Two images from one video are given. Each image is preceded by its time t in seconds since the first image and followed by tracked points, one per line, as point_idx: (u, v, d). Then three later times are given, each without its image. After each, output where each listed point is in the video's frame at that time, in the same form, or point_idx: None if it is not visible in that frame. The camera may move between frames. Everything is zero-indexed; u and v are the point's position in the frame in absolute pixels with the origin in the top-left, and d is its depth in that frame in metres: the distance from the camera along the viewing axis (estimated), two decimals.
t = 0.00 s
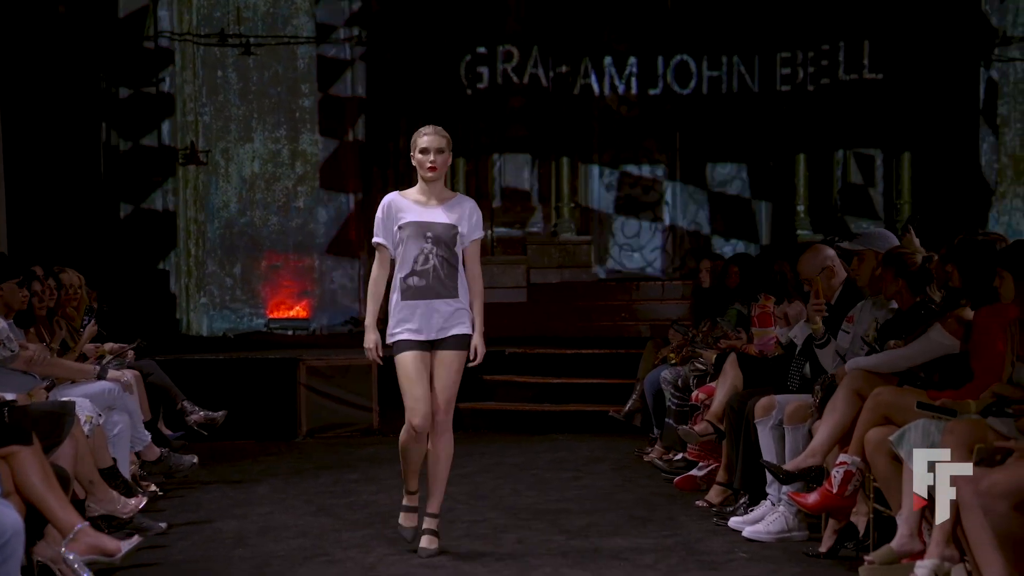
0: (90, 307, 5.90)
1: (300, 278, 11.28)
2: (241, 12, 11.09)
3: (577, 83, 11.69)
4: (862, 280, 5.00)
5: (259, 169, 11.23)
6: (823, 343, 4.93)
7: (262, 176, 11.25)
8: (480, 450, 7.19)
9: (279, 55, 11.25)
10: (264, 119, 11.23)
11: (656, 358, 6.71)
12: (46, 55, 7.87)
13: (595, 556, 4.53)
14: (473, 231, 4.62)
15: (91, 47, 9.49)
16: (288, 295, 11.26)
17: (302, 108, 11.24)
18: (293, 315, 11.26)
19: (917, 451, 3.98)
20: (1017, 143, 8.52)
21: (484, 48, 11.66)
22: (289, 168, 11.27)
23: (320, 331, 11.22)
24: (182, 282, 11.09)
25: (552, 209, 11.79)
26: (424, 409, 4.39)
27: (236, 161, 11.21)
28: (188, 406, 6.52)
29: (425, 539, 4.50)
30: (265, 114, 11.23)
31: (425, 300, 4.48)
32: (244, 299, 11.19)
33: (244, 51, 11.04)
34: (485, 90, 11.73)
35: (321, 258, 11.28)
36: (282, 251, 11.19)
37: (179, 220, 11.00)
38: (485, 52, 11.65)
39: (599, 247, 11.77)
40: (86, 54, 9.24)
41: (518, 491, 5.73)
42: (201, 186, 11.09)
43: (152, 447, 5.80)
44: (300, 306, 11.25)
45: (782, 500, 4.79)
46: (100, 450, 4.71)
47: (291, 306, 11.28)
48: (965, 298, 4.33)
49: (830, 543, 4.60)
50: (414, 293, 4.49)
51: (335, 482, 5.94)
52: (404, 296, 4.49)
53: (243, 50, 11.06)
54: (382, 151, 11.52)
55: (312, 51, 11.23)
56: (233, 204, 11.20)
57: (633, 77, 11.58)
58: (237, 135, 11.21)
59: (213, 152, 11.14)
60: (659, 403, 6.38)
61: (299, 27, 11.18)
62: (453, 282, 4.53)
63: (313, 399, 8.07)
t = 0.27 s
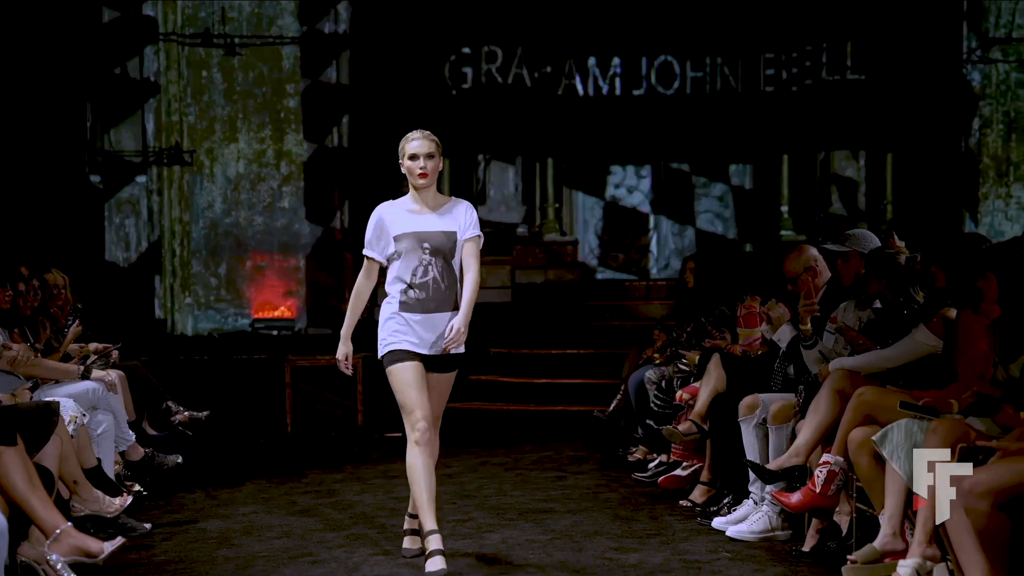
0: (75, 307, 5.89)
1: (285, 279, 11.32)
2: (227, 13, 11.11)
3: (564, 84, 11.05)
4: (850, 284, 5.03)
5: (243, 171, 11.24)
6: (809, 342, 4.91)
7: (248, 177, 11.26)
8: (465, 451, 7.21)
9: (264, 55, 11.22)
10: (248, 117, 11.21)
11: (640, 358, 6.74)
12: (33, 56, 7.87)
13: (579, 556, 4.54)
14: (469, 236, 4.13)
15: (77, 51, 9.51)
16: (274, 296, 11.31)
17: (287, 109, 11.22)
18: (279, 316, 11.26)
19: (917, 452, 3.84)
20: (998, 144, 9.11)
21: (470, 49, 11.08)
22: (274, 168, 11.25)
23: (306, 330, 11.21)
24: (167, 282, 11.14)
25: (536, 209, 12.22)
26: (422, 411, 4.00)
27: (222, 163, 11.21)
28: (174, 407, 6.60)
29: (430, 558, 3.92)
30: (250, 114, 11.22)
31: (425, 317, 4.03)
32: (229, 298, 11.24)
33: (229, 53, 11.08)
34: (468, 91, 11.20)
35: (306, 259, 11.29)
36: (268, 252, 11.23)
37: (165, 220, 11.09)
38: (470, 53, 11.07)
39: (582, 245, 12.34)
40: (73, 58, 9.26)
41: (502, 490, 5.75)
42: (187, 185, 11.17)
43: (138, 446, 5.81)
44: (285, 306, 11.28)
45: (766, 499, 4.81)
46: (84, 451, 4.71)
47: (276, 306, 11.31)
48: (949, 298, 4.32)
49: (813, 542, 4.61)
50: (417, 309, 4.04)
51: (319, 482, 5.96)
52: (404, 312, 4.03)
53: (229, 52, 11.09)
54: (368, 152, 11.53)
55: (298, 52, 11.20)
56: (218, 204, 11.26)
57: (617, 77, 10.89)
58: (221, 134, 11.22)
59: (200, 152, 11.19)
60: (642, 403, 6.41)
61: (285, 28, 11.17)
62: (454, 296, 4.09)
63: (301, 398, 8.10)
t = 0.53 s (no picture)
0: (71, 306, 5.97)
1: (278, 279, 11.62)
2: (220, 17, 11.41)
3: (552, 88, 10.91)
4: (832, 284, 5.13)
5: (238, 171, 11.53)
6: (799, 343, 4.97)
7: (241, 179, 11.55)
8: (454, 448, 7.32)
9: (257, 59, 11.60)
10: (242, 121, 11.54)
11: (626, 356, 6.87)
12: (29, 58, 7.95)
13: (566, 550, 4.64)
14: (475, 224, 3.88)
15: (77, 54, 9.61)
16: (267, 296, 11.59)
17: (281, 111, 11.62)
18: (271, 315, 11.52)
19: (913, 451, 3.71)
20: (977, 147, 9.91)
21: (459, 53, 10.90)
22: (267, 169, 11.63)
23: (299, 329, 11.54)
24: (164, 283, 11.26)
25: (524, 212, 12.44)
26: (421, 414, 3.78)
27: (216, 164, 11.47)
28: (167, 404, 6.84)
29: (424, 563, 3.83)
30: (243, 117, 11.55)
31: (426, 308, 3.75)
32: (224, 298, 11.50)
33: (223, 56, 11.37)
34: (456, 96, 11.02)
35: (298, 259, 11.64)
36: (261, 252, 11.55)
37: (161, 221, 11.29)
38: (460, 57, 10.90)
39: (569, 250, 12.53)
40: (70, 61, 9.34)
41: (491, 486, 5.84)
42: (181, 187, 11.37)
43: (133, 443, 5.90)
44: (278, 306, 11.57)
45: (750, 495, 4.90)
46: (80, 448, 4.79)
47: (269, 306, 11.58)
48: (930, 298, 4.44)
49: (796, 538, 4.70)
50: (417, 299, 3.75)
51: (311, 478, 6.06)
52: (402, 302, 3.75)
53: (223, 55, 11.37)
54: (361, 154, 11.75)
55: (290, 55, 11.60)
56: (212, 205, 11.49)
57: (605, 81, 10.74)
58: (215, 137, 11.47)
59: (194, 154, 11.41)
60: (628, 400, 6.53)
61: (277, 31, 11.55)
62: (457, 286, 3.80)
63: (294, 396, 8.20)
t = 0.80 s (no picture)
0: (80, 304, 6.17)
1: (279, 280, 11.87)
2: (224, 27, 11.81)
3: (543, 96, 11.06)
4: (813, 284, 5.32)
5: (240, 176, 11.90)
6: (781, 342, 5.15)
7: (244, 184, 11.90)
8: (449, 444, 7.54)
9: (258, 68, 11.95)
10: (243, 126, 11.91)
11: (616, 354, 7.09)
12: (39, 64, 8.16)
13: (556, 540, 4.83)
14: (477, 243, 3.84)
15: (85, 57, 9.85)
16: (268, 296, 11.88)
17: (281, 118, 11.92)
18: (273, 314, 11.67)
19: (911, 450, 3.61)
20: (949, 154, 10.75)
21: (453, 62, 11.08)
22: (268, 173, 11.94)
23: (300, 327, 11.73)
24: (168, 282, 11.80)
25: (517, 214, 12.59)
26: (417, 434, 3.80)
27: (220, 167, 11.88)
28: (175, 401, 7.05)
29: (418, 553, 4.09)
30: (245, 123, 11.92)
31: (427, 324, 3.73)
32: (227, 298, 11.84)
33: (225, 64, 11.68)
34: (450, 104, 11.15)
35: (298, 260, 11.89)
36: (263, 254, 11.84)
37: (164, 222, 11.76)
38: (455, 65, 11.07)
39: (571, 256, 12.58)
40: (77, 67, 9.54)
41: (485, 479, 6.05)
42: (184, 190, 11.85)
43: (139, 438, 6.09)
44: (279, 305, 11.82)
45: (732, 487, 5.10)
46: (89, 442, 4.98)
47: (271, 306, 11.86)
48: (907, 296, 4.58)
49: (776, 527, 4.89)
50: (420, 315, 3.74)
51: (311, 471, 6.26)
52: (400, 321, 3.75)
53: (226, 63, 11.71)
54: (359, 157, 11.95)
55: (291, 64, 11.91)
56: (216, 208, 11.88)
57: (593, 89, 10.94)
58: (221, 142, 11.90)
59: (197, 158, 11.87)
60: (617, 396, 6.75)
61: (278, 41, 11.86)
62: (459, 303, 3.77)
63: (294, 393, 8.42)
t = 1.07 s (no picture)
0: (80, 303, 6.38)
1: (271, 279, 11.91)
2: (218, 38, 11.75)
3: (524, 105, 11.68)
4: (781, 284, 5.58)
5: (232, 180, 11.84)
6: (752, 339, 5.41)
7: (236, 188, 11.85)
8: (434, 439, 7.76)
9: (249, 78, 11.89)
10: (237, 134, 11.84)
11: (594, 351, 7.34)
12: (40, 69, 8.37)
13: (536, 528, 5.05)
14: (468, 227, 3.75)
15: (84, 63, 10.07)
16: (260, 294, 11.88)
17: (274, 126, 11.92)
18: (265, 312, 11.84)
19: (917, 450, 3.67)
20: (912, 160, 11.15)
21: (438, 72, 11.72)
22: (260, 179, 11.88)
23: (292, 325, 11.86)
24: (164, 282, 11.74)
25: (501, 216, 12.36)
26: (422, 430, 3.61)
27: (214, 171, 11.80)
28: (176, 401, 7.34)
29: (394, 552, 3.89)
30: (238, 130, 11.85)
31: (422, 309, 3.64)
32: (219, 298, 11.83)
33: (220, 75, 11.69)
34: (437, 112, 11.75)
35: (289, 262, 11.92)
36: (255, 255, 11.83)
37: (162, 229, 11.65)
38: (439, 75, 11.71)
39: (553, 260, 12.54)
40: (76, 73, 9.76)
41: (468, 472, 6.27)
42: (181, 195, 11.74)
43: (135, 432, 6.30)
44: (271, 302, 11.87)
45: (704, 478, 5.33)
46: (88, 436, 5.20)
47: (263, 302, 11.89)
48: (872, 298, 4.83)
49: (747, 516, 5.13)
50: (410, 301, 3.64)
51: (301, 464, 6.48)
52: (394, 307, 3.64)
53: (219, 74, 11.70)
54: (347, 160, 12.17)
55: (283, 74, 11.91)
56: (210, 212, 11.82)
57: (572, 98, 11.55)
58: (211, 147, 11.80)
59: (191, 163, 11.76)
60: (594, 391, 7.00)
61: (270, 53, 11.87)
62: (452, 286, 3.68)
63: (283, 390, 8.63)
